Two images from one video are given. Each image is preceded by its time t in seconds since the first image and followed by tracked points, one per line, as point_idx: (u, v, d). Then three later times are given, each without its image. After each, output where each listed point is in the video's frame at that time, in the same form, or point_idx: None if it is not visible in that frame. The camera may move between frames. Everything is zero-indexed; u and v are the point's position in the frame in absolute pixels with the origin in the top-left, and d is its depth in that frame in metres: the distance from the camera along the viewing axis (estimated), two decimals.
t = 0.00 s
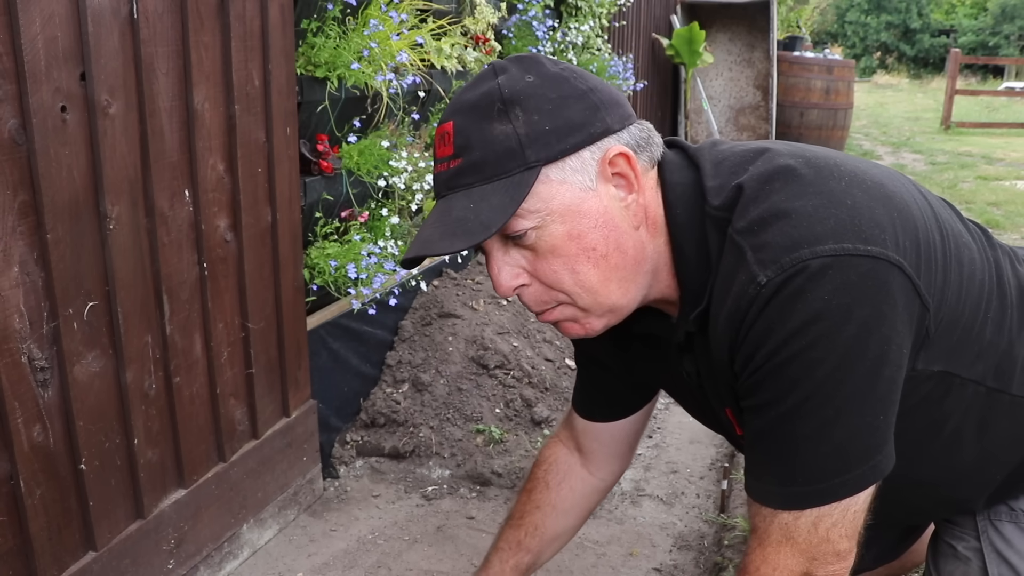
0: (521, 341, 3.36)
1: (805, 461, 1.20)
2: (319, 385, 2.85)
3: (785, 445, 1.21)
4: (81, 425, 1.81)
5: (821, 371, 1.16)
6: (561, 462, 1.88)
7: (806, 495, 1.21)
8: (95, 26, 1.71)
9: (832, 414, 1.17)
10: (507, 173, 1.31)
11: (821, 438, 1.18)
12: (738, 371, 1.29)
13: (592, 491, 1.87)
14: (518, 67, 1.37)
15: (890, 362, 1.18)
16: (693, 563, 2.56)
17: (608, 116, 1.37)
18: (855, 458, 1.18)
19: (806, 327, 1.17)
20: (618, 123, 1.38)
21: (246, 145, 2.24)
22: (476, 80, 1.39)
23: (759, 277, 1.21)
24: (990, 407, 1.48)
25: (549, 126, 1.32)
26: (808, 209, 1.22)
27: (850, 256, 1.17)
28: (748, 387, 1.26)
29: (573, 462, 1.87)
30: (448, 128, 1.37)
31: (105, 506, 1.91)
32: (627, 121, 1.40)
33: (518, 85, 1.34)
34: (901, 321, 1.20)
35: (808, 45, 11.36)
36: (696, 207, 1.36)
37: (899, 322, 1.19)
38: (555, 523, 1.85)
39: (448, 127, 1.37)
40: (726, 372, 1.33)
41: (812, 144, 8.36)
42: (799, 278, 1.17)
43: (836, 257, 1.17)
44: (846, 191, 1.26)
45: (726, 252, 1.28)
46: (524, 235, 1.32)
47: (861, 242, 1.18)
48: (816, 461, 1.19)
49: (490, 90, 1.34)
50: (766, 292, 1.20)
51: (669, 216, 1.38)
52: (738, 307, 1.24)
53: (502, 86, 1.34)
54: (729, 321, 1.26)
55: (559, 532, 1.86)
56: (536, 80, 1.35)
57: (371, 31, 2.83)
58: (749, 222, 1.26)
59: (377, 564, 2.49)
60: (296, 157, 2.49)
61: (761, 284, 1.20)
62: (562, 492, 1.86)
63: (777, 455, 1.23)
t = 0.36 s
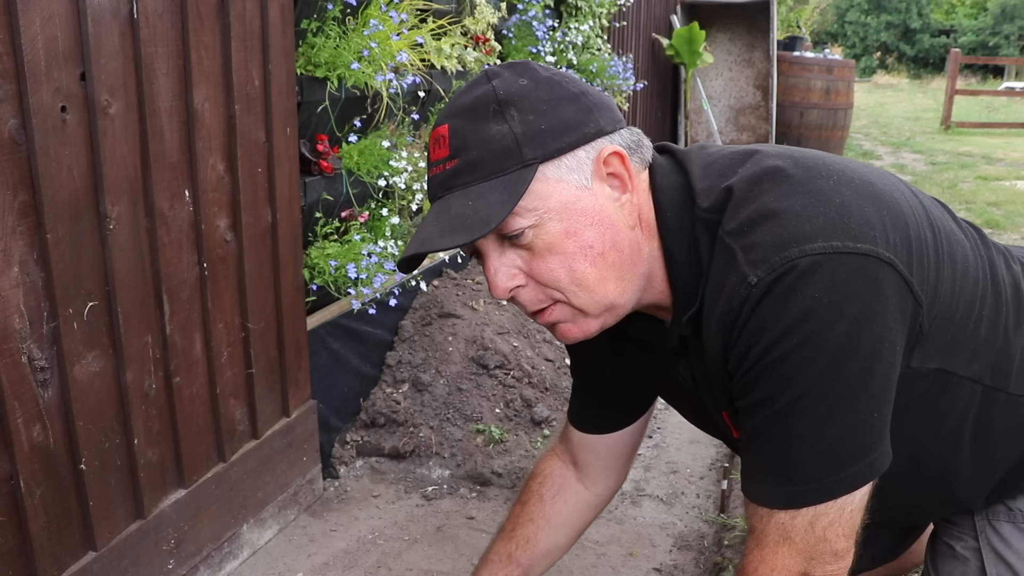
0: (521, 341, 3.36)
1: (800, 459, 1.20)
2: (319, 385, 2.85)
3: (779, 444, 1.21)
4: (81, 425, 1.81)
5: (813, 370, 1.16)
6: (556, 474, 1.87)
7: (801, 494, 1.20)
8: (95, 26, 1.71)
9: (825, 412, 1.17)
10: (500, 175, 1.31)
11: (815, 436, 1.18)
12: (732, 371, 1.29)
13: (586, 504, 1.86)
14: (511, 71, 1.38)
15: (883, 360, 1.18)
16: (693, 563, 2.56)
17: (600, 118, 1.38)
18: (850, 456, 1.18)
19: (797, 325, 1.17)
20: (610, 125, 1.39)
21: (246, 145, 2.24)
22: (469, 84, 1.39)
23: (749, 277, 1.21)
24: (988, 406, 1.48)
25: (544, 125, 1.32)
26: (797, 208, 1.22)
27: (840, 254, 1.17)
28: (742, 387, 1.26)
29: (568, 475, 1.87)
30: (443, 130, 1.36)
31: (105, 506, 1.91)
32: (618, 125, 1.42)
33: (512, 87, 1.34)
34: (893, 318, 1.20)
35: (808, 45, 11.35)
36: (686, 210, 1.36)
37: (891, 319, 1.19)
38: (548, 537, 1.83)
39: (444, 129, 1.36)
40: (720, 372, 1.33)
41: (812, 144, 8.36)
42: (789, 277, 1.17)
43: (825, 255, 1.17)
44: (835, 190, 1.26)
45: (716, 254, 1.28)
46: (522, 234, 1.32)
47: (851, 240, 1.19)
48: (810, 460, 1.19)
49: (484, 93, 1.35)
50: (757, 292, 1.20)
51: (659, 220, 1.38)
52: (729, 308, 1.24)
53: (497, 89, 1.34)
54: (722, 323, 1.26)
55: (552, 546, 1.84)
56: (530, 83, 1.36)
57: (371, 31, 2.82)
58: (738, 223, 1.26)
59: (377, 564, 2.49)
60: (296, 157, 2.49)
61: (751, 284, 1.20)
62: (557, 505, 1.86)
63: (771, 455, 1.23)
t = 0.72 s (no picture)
0: (521, 341, 3.36)
1: (809, 460, 1.19)
2: (319, 385, 2.85)
3: (786, 445, 1.21)
4: (81, 425, 1.81)
5: (821, 370, 1.16)
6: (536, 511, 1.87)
7: (811, 495, 1.20)
8: (95, 26, 1.71)
9: (834, 413, 1.17)
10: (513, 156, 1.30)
11: (823, 437, 1.18)
12: (736, 373, 1.29)
13: (571, 534, 1.89)
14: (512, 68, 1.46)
15: (889, 360, 1.18)
16: (693, 563, 2.56)
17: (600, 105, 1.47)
18: (858, 457, 1.18)
19: (805, 326, 1.17)
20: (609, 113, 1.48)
21: (246, 145, 2.24)
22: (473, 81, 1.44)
23: (756, 278, 1.21)
24: (989, 409, 1.48)
25: (562, 94, 1.39)
26: (801, 209, 1.23)
27: (846, 254, 1.17)
28: (748, 389, 1.26)
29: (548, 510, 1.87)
30: (460, 109, 1.39)
31: (105, 506, 1.91)
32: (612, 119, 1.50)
33: (522, 71, 1.42)
34: (898, 317, 1.20)
35: (808, 45, 11.34)
36: (687, 212, 1.39)
37: (896, 319, 1.19)
38: None
39: (461, 108, 1.39)
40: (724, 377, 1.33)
41: (812, 144, 8.36)
42: (796, 277, 1.17)
43: (832, 255, 1.17)
44: (837, 192, 1.26)
45: (719, 255, 1.29)
46: (556, 191, 1.34)
47: (855, 240, 1.19)
48: (819, 461, 1.19)
49: (498, 74, 1.41)
50: (764, 293, 1.20)
51: (663, 217, 1.40)
52: (736, 308, 1.24)
53: (508, 72, 1.41)
54: (728, 324, 1.26)
55: None
56: (534, 72, 1.44)
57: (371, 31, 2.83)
58: (741, 223, 1.27)
59: (377, 564, 2.49)
60: (296, 157, 2.49)
61: (758, 285, 1.20)
62: (543, 542, 1.88)
63: (779, 457, 1.23)
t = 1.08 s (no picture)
0: (522, 341, 3.36)
1: (815, 461, 1.20)
2: (319, 385, 2.85)
3: (794, 445, 1.21)
4: (81, 425, 1.81)
5: (833, 371, 1.16)
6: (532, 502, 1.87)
7: (816, 496, 1.20)
8: (95, 26, 1.71)
9: (842, 415, 1.17)
10: (530, 146, 1.30)
11: (831, 438, 1.18)
12: (746, 372, 1.29)
13: (569, 526, 1.90)
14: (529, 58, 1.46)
15: (899, 363, 1.18)
16: (693, 563, 2.56)
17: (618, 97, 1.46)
18: (864, 459, 1.18)
19: (819, 327, 1.16)
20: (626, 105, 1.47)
21: (246, 145, 2.24)
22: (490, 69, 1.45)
23: (771, 278, 1.20)
24: (993, 410, 1.48)
25: (579, 84, 1.39)
26: (817, 210, 1.22)
27: (862, 256, 1.17)
28: (756, 388, 1.26)
29: (546, 502, 1.88)
30: (476, 96, 1.39)
31: (105, 506, 1.91)
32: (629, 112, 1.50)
33: (540, 60, 1.42)
34: (910, 320, 1.20)
35: (808, 45, 11.33)
36: (703, 209, 1.39)
37: (908, 322, 1.19)
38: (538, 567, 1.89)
39: (477, 96, 1.39)
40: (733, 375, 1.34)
41: (812, 144, 8.36)
42: (811, 278, 1.17)
43: (848, 256, 1.17)
44: (854, 192, 1.26)
45: (733, 251, 1.29)
46: (572, 182, 1.33)
47: (871, 243, 1.19)
48: (826, 462, 1.19)
49: (516, 61, 1.41)
50: (779, 293, 1.19)
51: (678, 210, 1.41)
52: (748, 308, 1.24)
53: (525, 61, 1.41)
54: (739, 322, 1.26)
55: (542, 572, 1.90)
56: (552, 61, 1.44)
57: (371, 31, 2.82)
58: (756, 221, 1.26)
59: (377, 564, 2.49)
60: (296, 157, 2.49)
61: (773, 285, 1.20)
62: (541, 534, 1.89)
63: (785, 456, 1.23)
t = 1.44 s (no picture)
0: (522, 341, 3.36)
1: (818, 463, 1.20)
2: (319, 385, 2.85)
3: (796, 447, 1.21)
4: (81, 425, 1.81)
5: (836, 373, 1.16)
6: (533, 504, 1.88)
7: (819, 497, 1.20)
8: (95, 26, 1.71)
9: (846, 416, 1.17)
10: (532, 150, 1.30)
11: (833, 440, 1.18)
12: (748, 374, 1.29)
13: (570, 528, 1.90)
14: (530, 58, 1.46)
15: (903, 364, 1.18)
16: (693, 563, 2.56)
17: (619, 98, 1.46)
18: (867, 461, 1.18)
19: (822, 328, 1.17)
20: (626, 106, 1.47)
21: (246, 145, 2.25)
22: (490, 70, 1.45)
23: (773, 279, 1.21)
24: (996, 411, 1.48)
25: (580, 86, 1.39)
26: (820, 211, 1.22)
27: (865, 258, 1.17)
28: (759, 390, 1.26)
29: (547, 504, 1.88)
30: (476, 99, 1.39)
31: (105, 506, 1.91)
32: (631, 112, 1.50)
33: (540, 62, 1.42)
34: (914, 322, 1.20)
35: (808, 45, 11.33)
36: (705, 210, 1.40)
37: (911, 324, 1.19)
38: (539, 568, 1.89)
39: (477, 99, 1.39)
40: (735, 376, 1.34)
41: (812, 144, 8.36)
42: (815, 280, 1.17)
43: (851, 258, 1.17)
44: (857, 193, 1.26)
45: (735, 252, 1.29)
46: (574, 186, 1.33)
47: (874, 244, 1.19)
48: (828, 463, 1.19)
49: (517, 63, 1.41)
50: (782, 295, 1.19)
51: (681, 212, 1.41)
52: (751, 309, 1.24)
53: (526, 63, 1.41)
54: (742, 324, 1.26)
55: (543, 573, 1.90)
56: (553, 63, 1.44)
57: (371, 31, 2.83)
58: (759, 223, 1.26)
59: (377, 564, 2.49)
60: (296, 157, 2.49)
61: (776, 286, 1.20)
62: (541, 536, 1.89)
63: (787, 458, 1.23)
